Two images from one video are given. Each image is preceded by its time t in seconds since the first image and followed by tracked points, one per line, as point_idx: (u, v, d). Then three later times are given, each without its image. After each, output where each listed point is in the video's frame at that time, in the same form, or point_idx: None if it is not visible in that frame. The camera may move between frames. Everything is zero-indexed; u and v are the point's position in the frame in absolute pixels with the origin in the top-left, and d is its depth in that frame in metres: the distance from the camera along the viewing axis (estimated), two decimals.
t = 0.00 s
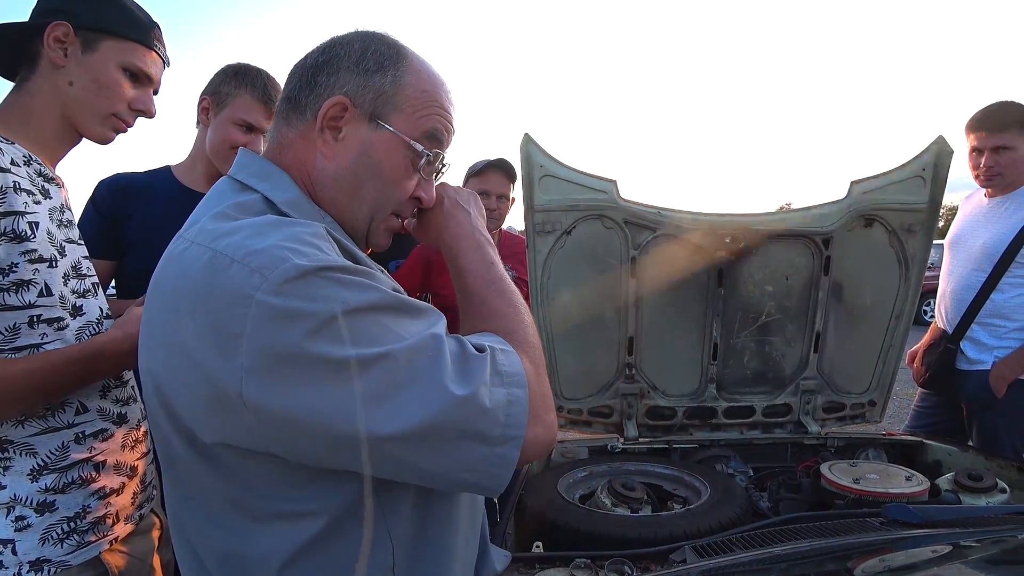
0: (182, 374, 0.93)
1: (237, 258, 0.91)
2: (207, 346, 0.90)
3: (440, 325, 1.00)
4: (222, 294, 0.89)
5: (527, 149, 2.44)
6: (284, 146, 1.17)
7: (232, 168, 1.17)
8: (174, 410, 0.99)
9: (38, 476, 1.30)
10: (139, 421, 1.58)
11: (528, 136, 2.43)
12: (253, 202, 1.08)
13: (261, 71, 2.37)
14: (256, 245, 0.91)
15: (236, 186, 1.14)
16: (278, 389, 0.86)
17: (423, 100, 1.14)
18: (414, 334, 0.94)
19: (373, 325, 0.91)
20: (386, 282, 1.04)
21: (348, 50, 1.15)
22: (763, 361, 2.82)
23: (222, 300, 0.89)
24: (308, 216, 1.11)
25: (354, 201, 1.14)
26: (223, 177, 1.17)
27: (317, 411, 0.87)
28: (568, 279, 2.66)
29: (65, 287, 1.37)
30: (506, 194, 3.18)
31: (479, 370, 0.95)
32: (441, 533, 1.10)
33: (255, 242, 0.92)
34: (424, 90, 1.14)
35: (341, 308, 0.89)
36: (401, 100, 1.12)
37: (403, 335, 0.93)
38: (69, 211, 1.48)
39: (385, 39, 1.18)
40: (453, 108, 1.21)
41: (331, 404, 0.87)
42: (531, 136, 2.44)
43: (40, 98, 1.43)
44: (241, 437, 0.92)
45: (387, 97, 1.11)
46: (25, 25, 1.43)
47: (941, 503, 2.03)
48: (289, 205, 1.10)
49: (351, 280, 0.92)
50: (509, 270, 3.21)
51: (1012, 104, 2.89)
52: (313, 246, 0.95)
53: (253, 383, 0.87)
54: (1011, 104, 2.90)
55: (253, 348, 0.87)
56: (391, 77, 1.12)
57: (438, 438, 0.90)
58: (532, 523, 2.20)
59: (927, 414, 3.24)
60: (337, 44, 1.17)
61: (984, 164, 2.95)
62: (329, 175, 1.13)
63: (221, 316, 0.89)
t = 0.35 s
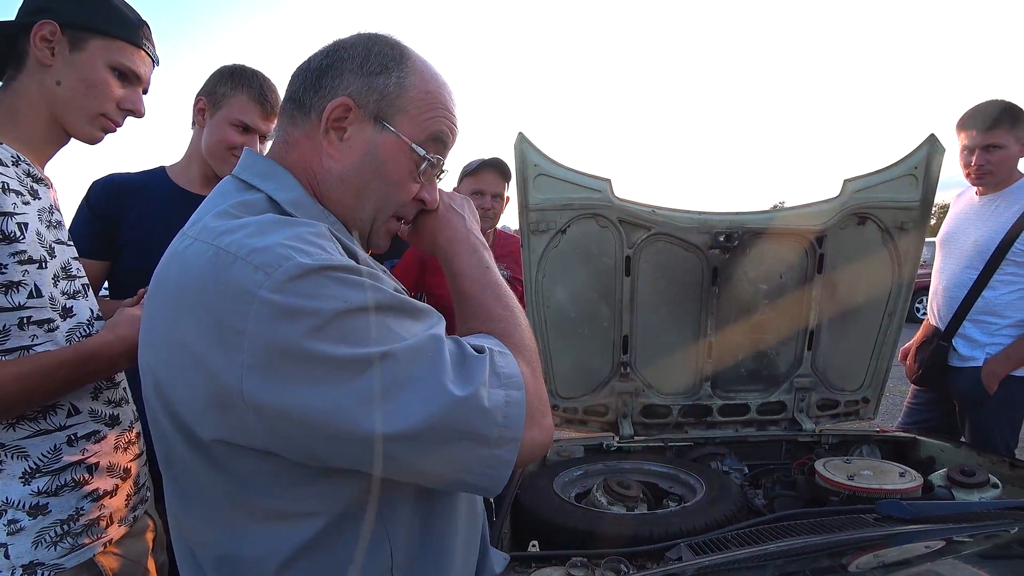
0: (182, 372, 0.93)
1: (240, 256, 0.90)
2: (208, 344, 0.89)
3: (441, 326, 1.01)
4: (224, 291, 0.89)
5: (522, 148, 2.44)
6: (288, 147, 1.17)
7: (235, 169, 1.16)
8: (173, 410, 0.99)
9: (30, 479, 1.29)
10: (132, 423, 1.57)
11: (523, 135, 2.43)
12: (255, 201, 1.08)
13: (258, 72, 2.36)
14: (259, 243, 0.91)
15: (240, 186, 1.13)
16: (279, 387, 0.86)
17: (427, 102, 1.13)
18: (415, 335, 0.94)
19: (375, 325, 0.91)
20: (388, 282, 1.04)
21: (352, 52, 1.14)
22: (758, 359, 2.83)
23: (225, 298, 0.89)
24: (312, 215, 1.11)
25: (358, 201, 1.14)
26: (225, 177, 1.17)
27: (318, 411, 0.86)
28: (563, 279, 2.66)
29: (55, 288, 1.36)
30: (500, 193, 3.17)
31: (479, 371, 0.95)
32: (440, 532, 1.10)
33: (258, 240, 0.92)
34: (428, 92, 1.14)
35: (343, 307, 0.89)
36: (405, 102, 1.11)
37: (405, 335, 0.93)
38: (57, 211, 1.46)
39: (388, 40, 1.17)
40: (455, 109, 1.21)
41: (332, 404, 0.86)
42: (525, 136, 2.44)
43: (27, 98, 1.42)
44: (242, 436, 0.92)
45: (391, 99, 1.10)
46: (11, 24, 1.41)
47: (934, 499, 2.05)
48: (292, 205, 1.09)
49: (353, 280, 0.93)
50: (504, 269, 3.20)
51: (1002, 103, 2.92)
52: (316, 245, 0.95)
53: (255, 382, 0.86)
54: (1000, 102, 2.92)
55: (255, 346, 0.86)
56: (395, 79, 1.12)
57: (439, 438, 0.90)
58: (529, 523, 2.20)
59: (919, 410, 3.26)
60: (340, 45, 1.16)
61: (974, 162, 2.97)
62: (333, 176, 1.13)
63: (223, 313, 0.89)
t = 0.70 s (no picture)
0: (158, 376, 0.94)
1: (212, 261, 0.90)
2: (178, 350, 0.90)
3: (419, 339, 0.99)
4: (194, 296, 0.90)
5: (514, 147, 2.44)
6: (280, 145, 1.16)
7: (224, 171, 1.16)
8: (154, 411, 1.00)
9: (17, 481, 1.28)
10: (120, 423, 1.56)
11: (516, 134, 2.43)
12: (242, 202, 1.08)
13: (250, 71, 2.35)
14: (230, 250, 0.91)
15: (229, 187, 1.13)
16: (242, 398, 0.86)
17: (416, 95, 1.13)
18: (387, 350, 0.92)
19: (342, 339, 0.90)
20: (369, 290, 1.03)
21: (339, 47, 1.13)
22: (750, 358, 2.84)
23: (195, 304, 0.89)
24: (299, 217, 1.11)
25: (351, 197, 1.14)
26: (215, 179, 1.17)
27: (279, 425, 0.86)
28: (555, 278, 2.66)
29: (42, 287, 1.35)
30: (494, 191, 3.17)
31: (448, 394, 0.92)
32: (432, 532, 1.10)
33: (230, 246, 0.92)
34: (418, 85, 1.14)
35: (308, 321, 0.88)
36: (394, 96, 1.11)
37: (374, 352, 0.91)
38: (44, 209, 1.45)
39: (377, 33, 1.16)
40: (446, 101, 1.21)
41: (293, 420, 0.86)
42: (518, 135, 2.44)
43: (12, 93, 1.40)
44: (215, 440, 0.93)
45: (380, 94, 1.10)
46: None
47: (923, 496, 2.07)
48: (278, 206, 1.09)
49: (323, 292, 0.91)
50: (497, 268, 3.20)
51: (989, 104, 2.95)
52: (289, 254, 0.94)
53: (219, 393, 0.87)
54: (988, 104, 2.96)
55: (219, 356, 0.86)
56: (384, 73, 1.11)
57: (403, 462, 0.88)
58: (522, 522, 2.21)
59: (908, 408, 3.29)
60: (328, 40, 1.16)
61: (963, 163, 2.99)
62: (324, 173, 1.13)
63: (193, 320, 0.89)
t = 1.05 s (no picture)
0: (157, 373, 0.94)
1: (213, 259, 0.90)
2: (178, 347, 0.90)
3: (421, 338, 0.99)
4: (195, 294, 0.89)
5: (509, 147, 2.44)
6: (284, 150, 1.16)
7: (225, 172, 1.16)
8: (152, 409, 1.00)
9: (8, 484, 1.27)
10: (112, 425, 1.55)
11: (511, 134, 2.43)
12: (243, 203, 1.08)
13: (240, 70, 2.34)
14: (233, 249, 0.91)
15: (229, 188, 1.13)
16: (242, 396, 0.86)
17: (427, 110, 1.14)
18: (388, 350, 0.92)
19: (344, 337, 0.89)
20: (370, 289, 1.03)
21: (351, 57, 1.11)
22: (744, 357, 2.85)
23: (196, 303, 0.89)
24: (300, 218, 1.10)
25: (359, 207, 1.15)
26: (215, 181, 1.16)
27: (279, 424, 0.85)
28: (550, 278, 2.66)
29: (32, 289, 1.34)
30: (489, 192, 3.17)
31: (449, 393, 0.92)
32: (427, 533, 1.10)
33: (232, 244, 0.92)
34: (428, 99, 1.14)
35: (310, 320, 0.87)
36: (407, 111, 1.12)
37: (376, 351, 0.91)
38: (34, 210, 1.44)
39: (387, 42, 1.15)
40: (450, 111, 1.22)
41: (294, 419, 0.85)
42: (513, 135, 2.44)
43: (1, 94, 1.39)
44: (215, 438, 0.93)
45: (393, 110, 1.10)
46: None
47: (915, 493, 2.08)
48: (278, 206, 1.09)
49: (325, 291, 0.91)
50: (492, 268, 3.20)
51: (981, 105, 2.97)
52: (290, 253, 0.94)
53: (219, 390, 0.86)
54: (979, 104, 2.98)
55: (220, 354, 0.86)
56: (398, 87, 1.11)
57: (403, 461, 0.88)
58: (516, 522, 2.21)
59: (902, 406, 3.31)
60: (336, 45, 1.13)
61: (955, 163, 3.02)
62: (333, 182, 1.13)
63: (193, 318, 0.89)
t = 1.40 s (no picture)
0: (176, 356, 0.95)
1: (242, 258, 0.91)
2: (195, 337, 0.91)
3: (427, 394, 0.94)
4: (222, 288, 0.91)
5: (507, 148, 2.44)
6: (291, 150, 1.16)
7: (242, 172, 1.17)
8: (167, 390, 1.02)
9: (9, 485, 1.26)
10: (111, 425, 1.55)
11: (509, 135, 2.44)
12: (265, 200, 1.08)
13: (236, 71, 2.34)
14: (265, 249, 0.91)
15: (248, 185, 1.13)
16: (245, 400, 0.86)
17: (427, 97, 1.13)
18: (393, 398, 0.88)
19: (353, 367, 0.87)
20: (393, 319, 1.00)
21: (348, 52, 1.13)
22: (742, 357, 2.86)
23: (220, 299, 0.90)
24: (319, 216, 1.10)
25: (368, 200, 1.14)
26: (231, 182, 1.16)
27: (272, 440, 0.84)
28: (548, 279, 2.66)
29: (29, 289, 1.34)
30: (487, 193, 3.17)
31: (443, 464, 0.87)
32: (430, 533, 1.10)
33: (265, 244, 0.92)
34: (425, 86, 1.14)
35: (324, 341, 0.86)
36: (407, 99, 1.11)
37: (385, 393, 0.88)
38: (29, 210, 1.44)
39: (384, 37, 1.16)
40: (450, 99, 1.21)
41: (285, 437, 0.84)
42: (511, 136, 2.44)
43: None
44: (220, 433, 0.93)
45: (394, 98, 1.10)
46: None
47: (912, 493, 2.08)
48: (300, 204, 1.09)
49: (346, 315, 0.89)
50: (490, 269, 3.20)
51: (976, 106, 2.99)
52: (321, 264, 0.93)
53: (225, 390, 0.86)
54: (975, 106, 2.99)
55: (229, 355, 0.86)
56: (396, 76, 1.11)
57: (378, 514, 0.83)
58: (515, 523, 2.21)
59: (899, 406, 3.32)
60: (334, 45, 1.15)
61: (951, 165, 3.03)
62: (341, 177, 1.12)
63: (214, 310, 0.90)
